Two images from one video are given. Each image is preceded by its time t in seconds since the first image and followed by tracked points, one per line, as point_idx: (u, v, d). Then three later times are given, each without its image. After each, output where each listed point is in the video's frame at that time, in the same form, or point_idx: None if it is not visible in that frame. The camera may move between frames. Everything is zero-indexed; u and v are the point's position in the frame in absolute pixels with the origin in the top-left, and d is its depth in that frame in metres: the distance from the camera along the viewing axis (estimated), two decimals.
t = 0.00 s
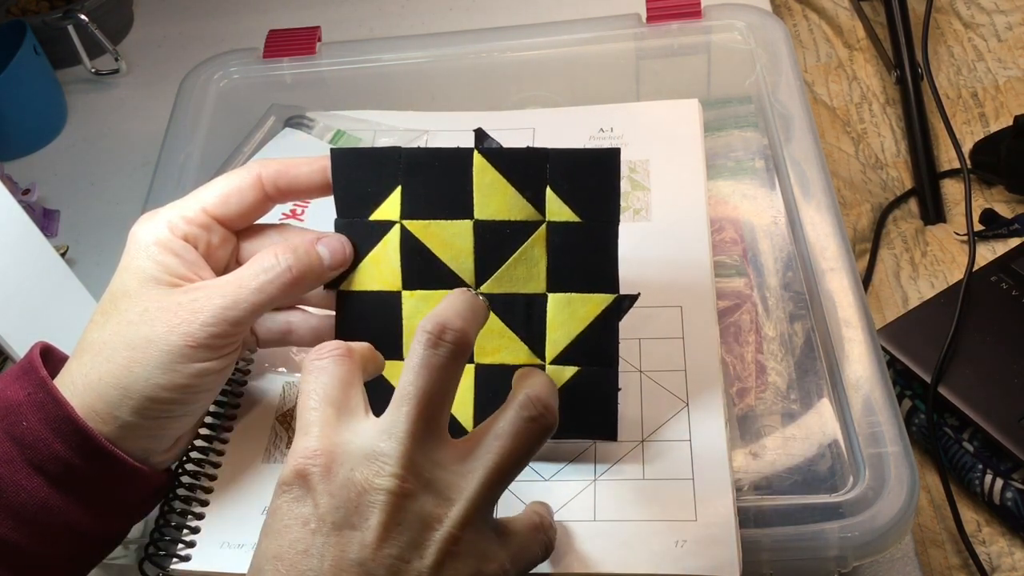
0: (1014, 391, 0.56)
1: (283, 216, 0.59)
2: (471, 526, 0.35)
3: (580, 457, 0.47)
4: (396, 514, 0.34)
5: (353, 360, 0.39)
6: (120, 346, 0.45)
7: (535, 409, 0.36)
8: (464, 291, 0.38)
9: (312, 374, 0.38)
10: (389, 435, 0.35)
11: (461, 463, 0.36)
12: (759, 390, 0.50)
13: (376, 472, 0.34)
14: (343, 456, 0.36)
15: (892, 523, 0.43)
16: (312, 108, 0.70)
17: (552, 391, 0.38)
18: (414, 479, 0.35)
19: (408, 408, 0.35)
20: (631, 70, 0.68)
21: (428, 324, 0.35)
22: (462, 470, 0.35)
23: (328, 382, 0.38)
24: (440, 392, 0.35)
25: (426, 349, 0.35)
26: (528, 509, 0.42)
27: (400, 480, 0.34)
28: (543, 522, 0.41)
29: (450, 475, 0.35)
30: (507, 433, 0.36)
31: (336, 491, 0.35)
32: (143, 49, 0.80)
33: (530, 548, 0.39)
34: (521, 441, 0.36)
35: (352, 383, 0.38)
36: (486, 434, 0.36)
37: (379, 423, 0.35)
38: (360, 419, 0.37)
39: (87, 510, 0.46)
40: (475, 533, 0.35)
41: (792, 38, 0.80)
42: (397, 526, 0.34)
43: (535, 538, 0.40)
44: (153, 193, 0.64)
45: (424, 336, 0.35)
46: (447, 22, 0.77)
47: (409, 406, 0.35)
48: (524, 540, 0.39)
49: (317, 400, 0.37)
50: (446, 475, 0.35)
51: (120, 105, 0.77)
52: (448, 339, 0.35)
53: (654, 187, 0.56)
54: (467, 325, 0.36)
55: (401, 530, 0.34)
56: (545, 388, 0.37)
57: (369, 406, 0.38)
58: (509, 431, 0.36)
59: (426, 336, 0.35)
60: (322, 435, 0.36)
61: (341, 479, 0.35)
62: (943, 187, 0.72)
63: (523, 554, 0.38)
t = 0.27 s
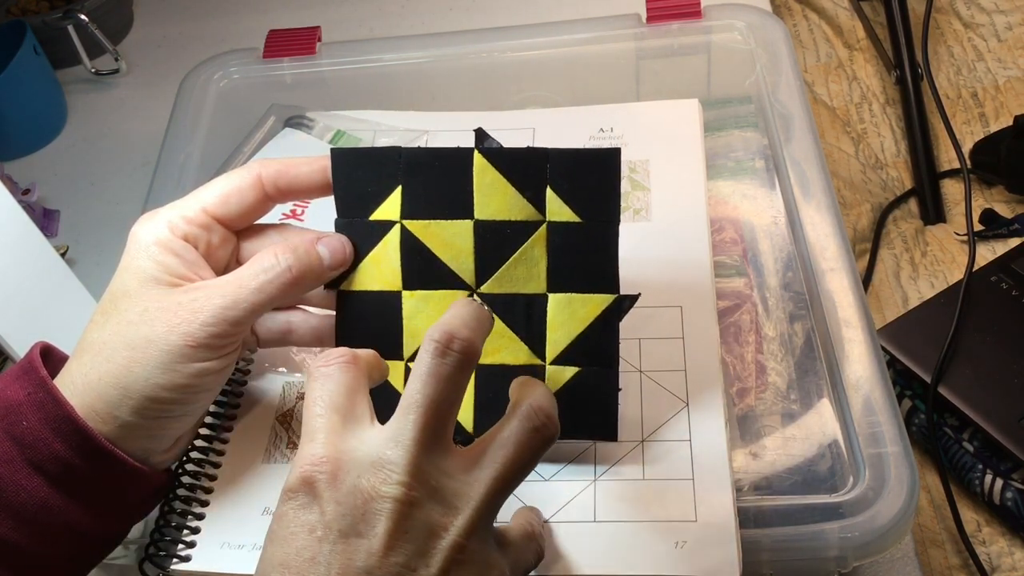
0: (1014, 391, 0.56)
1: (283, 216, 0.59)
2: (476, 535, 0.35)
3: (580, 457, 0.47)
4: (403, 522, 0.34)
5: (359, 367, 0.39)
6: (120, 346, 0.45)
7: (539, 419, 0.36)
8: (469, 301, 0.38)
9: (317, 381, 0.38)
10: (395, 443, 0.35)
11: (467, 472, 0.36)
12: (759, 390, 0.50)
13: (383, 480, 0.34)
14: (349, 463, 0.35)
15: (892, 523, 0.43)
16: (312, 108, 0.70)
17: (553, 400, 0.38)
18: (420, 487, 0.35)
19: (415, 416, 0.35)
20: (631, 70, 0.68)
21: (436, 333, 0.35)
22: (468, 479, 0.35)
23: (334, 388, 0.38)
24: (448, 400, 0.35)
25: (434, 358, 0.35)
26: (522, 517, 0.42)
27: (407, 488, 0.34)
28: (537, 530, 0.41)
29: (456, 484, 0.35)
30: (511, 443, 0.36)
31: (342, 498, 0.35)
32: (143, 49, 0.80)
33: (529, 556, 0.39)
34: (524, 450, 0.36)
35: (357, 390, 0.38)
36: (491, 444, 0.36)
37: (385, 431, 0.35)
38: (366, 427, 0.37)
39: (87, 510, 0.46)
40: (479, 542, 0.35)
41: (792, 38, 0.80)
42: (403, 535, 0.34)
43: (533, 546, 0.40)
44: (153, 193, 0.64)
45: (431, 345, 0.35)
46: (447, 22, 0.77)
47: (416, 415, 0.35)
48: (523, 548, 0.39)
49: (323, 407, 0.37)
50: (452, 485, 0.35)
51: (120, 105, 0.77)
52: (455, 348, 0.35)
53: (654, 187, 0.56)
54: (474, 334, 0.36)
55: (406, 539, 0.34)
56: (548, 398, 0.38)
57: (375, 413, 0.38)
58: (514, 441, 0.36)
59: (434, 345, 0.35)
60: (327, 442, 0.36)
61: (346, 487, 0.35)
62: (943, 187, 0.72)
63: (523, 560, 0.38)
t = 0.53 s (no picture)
0: (1014, 391, 0.56)
1: (283, 216, 0.59)
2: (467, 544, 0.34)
3: (580, 457, 0.46)
4: (391, 539, 0.32)
5: (346, 367, 0.37)
6: (120, 346, 0.45)
7: (526, 420, 0.35)
8: (454, 296, 0.35)
9: (302, 387, 0.36)
10: (382, 457, 0.33)
11: (454, 479, 0.34)
12: (759, 390, 0.49)
13: (369, 495, 0.32)
14: (335, 480, 0.33)
15: (892, 523, 0.43)
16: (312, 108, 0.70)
17: (541, 395, 0.37)
18: (408, 502, 0.33)
19: (401, 429, 0.33)
20: (631, 70, 0.68)
21: (421, 339, 0.33)
22: (455, 488, 0.34)
23: (319, 395, 0.35)
24: (434, 409, 0.33)
25: (419, 366, 0.33)
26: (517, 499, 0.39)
27: (395, 504, 0.33)
28: (535, 524, 0.38)
29: (445, 493, 0.34)
30: (499, 445, 0.35)
31: (327, 517, 0.33)
32: (144, 50, 0.80)
33: (527, 552, 0.37)
34: (512, 453, 0.35)
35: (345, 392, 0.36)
36: (477, 445, 0.35)
37: (371, 442, 0.33)
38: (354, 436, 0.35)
39: (87, 509, 0.46)
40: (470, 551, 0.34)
41: (792, 38, 0.80)
42: (392, 552, 0.32)
43: (531, 537, 0.37)
44: (153, 193, 0.64)
45: (416, 351, 0.33)
46: (447, 22, 0.77)
47: (403, 428, 0.33)
48: (521, 546, 0.37)
49: (307, 416, 0.35)
50: (440, 494, 0.34)
51: (120, 105, 0.77)
52: (439, 354, 0.33)
53: (654, 186, 0.56)
54: (460, 338, 0.34)
55: (395, 557, 0.32)
56: (535, 394, 0.36)
57: (361, 419, 0.36)
58: (501, 443, 0.35)
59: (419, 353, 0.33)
60: (313, 455, 0.34)
61: (332, 505, 0.33)
62: (943, 187, 0.72)
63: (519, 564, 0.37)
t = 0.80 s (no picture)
0: (1014, 391, 0.56)
1: (283, 216, 0.59)
2: (411, 470, 0.31)
3: (579, 457, 0.46)
4: (329, 470, 0.30)
5: (267, 290, 0.32)
6: (119, 345, 0.45)
7: (474, 338, 0.30)
8: (385, 189, 0.28)
9: (220, 311, 0.31)
10: (313, 382, 0.29)
11: (394, 407, 0.30)
12: (759, 390, 0.49)
13: (302, 427, 0.30)
14: (261, 407, 0.30)
15: (892, 523, 0.43)
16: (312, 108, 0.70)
17: (491, 306, 0.31)
18: (343, 430, 0.30)
19: (331, 351, 0.29)
20: (631, 70, 0.68)
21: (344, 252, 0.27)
22: (398, 416, 0.30)
23: (238, 322, 0.31)
24: (364, 330, 0.28)
25: (344, 283, 0.27)
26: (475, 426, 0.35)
27: (329, 434, 0.30)
28: (501, 445, 0.35)
29: (384, 421, 0.30)
30: (442, 364, 0.30)
31: (260, 450, 0.30)
32: (144, 50, 0.80)
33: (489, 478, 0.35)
34: (459, 376, 0.30)
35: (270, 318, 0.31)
36: (417, 369, 0.30)
37: (302, 365, 0.30)
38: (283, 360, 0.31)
39: (87, 509, 0.46)
40: (419, 473, 0.32)
41: (792, 38, 0.80)
42: (331, 483, 0.30)
43: (491, 463, 0.35)
44: (153, 193, 0.64)
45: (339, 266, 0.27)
46: (447, 22, 0.77)
47: (331, 351, 0.29)
48: (480, 475, 0.34)
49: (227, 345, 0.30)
50: (379, 423, 0.30)
51: (120, 105, 0.77)
52: (365, 269, 0.27)
53: (654, 186, 0.56)
54: (393, 250, 0.28)
55: (334, 487, 0.30)
56: (486, 309, 0.31)
57: (291, 341, 0.32)
58: (445, 364, 0.30)
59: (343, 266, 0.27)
60: (235, 384, 0.30)
61: (263, 438, 0.30)
62: (943, 187, 0.72)
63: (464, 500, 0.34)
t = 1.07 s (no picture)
0: (1014, 391, 0.56)
1: (284, 216, 0.59)
2: (404, 446, 0.31)
3: (580, 457, 0.46)
4: (317, 446, 0.30)
5: (244, 253, 0.33)
6: (123, 344, 0.45)
7: (468, 301, 0.29)
8: (372, 144, 0.30)
9: (194, 274, 0.32)
10: (298, 350, 0.30)
11: (385, 378, 0.30)
12: (759, 390, 0.49)
13: (287, 402, 0.30)
14: (245, 378, 0.31)
15: (892, 523, 0.43)
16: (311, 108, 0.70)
17: (483, 269, 0.31)
18: (330, 403, 0.30)
19: (316, 318, 0.29)
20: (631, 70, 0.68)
21: (327, 208, 0.28)
22: (390, 388, 0.30)
23: (215, 285, 0.32)
24: (349, 296, 0.29)
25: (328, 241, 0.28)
26: (465, 403, 0.35)
27: (314, 407, 0.30)
28: (489, 419, 0.35)
29: (373, 393, 0.30)
30: (434, 332, 0.30)
31: (243, 423, 0.30)
32: (143, 50, 0.80)
33: (480, 452, 0.34)
34: (452, 344, 0.30)
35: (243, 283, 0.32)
36: (410, 339, 0.30)
37: (286, 334, 0.30)
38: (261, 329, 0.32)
39: (89, 508, 0.46)
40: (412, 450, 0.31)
41: (792, 38, 0.80)
42: (319, 460, 0.30)
43: (482, 435, 0.34)
44: (153, 193, 0.64)
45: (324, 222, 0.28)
46: (447, 22, 0.77)
47: (315, 317, 0.29)
48: (471, 442, 0.34)
49: (204, 308, 0.31)
50: (369, 395, 0.30)
51: (120, 105, 0.77)
52: (345, 229, 0.28)
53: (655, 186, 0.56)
54: (376, 205, 0.28)
55: (323, 464, 0.30)
56: (480, 271, 0.30)
57: (270, 308, 0.33)
58: (438, 334, 0.30)
59: (327, 222, 0.28)
60: (214, 351, 0.31)
61: (246, 413, 0.30)
62: (943, 187, 0.72)
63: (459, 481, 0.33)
